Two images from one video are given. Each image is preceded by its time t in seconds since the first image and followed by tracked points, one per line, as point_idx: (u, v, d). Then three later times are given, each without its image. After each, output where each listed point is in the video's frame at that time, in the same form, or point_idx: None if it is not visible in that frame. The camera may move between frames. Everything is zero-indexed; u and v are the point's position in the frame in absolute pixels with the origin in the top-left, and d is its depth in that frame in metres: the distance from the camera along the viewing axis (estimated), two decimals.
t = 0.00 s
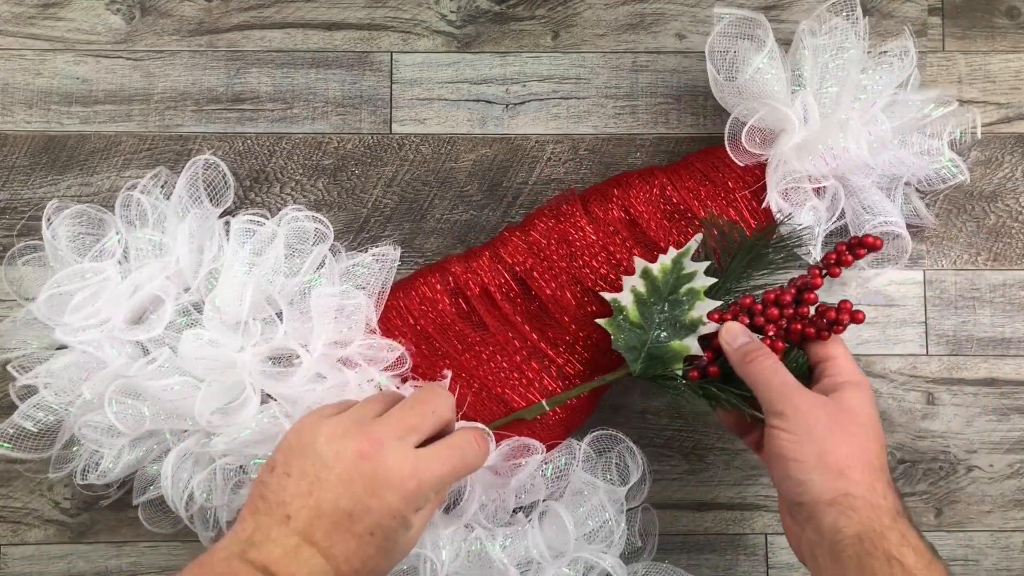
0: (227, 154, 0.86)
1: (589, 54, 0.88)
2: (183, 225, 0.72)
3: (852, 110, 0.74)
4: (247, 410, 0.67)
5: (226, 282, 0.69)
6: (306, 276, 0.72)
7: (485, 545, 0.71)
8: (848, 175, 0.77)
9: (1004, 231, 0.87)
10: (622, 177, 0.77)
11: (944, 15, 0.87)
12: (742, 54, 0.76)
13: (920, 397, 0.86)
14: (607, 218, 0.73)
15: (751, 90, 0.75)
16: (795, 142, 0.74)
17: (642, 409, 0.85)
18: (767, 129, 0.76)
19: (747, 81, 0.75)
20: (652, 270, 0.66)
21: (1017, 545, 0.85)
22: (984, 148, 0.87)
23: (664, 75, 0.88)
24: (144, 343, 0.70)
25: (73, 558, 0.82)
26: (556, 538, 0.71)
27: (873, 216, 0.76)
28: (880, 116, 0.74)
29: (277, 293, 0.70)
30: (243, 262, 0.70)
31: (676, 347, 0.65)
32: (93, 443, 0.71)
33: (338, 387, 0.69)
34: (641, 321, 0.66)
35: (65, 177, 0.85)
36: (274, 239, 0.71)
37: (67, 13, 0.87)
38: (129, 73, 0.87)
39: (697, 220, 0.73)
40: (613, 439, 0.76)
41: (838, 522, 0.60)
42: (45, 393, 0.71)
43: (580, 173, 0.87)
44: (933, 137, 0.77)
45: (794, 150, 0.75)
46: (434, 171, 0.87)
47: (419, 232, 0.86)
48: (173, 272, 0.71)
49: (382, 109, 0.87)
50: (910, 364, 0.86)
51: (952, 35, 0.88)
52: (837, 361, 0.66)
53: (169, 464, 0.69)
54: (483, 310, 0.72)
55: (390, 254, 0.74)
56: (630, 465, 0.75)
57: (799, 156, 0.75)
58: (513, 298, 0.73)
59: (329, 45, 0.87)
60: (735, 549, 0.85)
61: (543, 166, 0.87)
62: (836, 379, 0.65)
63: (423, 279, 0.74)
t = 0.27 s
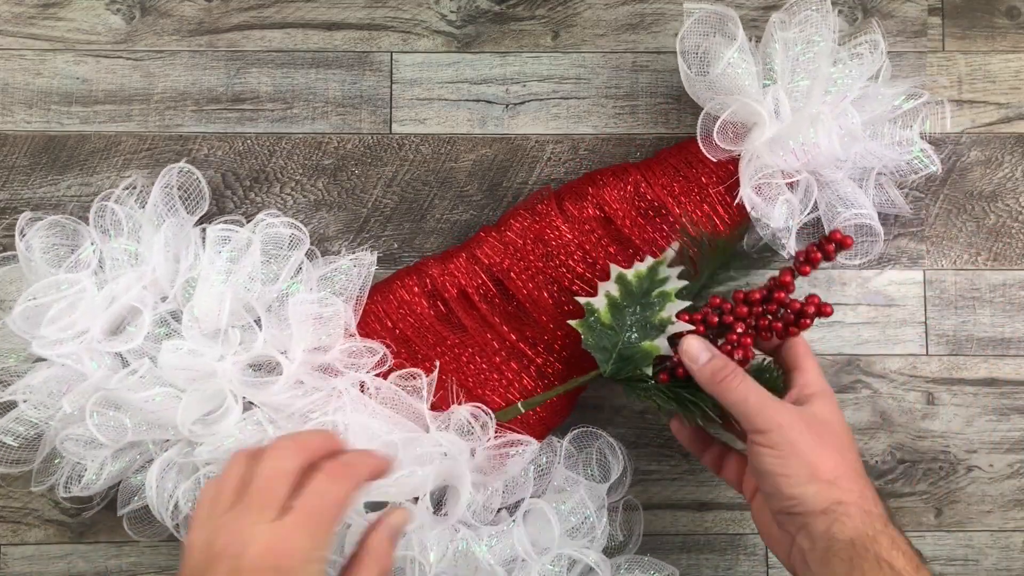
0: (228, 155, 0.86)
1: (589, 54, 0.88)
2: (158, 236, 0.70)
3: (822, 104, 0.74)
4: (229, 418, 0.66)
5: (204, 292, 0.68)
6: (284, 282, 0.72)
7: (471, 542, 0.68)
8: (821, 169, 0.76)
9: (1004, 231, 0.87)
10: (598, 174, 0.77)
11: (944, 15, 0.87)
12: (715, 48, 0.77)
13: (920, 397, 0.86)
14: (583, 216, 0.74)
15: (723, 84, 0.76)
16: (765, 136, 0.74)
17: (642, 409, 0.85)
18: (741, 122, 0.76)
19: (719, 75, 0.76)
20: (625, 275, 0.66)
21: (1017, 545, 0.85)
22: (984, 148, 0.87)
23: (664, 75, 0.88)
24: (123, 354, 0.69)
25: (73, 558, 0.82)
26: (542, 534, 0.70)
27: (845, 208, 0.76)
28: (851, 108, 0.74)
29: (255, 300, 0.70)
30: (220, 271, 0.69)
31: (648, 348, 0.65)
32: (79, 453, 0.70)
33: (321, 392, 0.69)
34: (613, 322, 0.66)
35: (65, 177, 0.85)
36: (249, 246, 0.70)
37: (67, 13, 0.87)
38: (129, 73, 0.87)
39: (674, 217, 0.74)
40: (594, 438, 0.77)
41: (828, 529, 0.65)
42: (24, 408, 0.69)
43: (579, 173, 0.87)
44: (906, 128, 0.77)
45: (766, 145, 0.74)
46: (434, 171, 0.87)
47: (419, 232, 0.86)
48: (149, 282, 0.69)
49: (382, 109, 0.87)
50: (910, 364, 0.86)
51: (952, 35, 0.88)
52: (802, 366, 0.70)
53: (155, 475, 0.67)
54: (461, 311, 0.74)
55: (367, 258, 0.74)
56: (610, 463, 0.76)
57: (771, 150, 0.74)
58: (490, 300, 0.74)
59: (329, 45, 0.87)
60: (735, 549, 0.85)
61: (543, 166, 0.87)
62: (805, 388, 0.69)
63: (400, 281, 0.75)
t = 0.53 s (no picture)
0: (228, 155, 0.86)
1: (589, 54, 0.88)
2: (146, 236, 0.70)
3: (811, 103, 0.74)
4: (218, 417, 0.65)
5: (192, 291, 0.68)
6: (272, 283, 0.71)
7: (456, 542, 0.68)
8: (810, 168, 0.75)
9: (1004, 231, 0.87)
10: (587, 174, 0.78)
11: (944, 15, 0.87)
12: (703, 48, 0.77)
13: (920, 398, 0.86)
14: (572, 216, 0.75)
15: (711, 84, 0.75)
16: (754, 136, 0.74)
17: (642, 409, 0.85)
18: (728, 122, 0.76)
19: (707, 75, 0.75)
20: (586, 287, 0.66)
21: (1017, 544, 0.85)
22: (984, 148, 0.87)
23: (664, 75, 0.88)
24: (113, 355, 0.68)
25: (73, 558, 0.82)
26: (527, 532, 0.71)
27: (833, 208, 0.76)
28: (839, 107, 0.73)
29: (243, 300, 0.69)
30: (208, 271, 0.69)
31: (601, 364, 0.66)
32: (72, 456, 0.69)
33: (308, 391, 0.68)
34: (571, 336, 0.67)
35: (65, 177, 0.85)
36: (237, 246, 0.70)
37: (67, 13, 0.87)
38: (129, 73, 0.87)
39: (662, 218, 0.75)
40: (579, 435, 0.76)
41: (762, 524, 0.63)
42: (13, 408, 0.69)
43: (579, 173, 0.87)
44: (894, 129, 0.76)
45: (754, 144, 0.74)
46: (434, 171, 0.87)
47: (419, 232, 0.86)
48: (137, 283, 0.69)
49: (382, 109, 0.87)
50: (910, 364, 0.86)
51: (952, 35, 0.88)
52: (729, 381, 0.72)
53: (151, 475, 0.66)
54: (449, 311, 0.74)
55: (355, 257, 0.74)
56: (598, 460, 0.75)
57: (758, 150, 0.74)
58: (478, 299, 0.75)
59: (329, 45, 0.87)
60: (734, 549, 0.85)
61: (543, 166, 0.87)
62: (735, 396, 0.71)
63: (390, 281, 0.75)
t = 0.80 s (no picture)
0: (228, 155, 0.86)
1: (589, 54, 0.88)
2: (149, 233, 0.70)
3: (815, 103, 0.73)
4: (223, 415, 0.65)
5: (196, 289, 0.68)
6: (275, 281, 0.71)
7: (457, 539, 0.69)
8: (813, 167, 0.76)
9: (1004, 231, 0.87)
10: (589, 171, 0.78)
11: (944, 15, 0.87)
12: (705, 45, 0.76)
13: (920, 398, 0.86)
14: (575, 215, 0.75)
15: (714, 83, 0.75)
16: (757, 136, 0.73)
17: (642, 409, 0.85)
18: (730, 120, 0.75)
19: (709, 74, 0.74)
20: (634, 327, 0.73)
21: (1017, 545, 0.85)
22: (984, 148, 0.87)
23: (664, 75, 0.88)
24: (116, 352, 0.69)
25: (73, 558, 0.82)
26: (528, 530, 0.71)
27: (836, 207, 0.76)
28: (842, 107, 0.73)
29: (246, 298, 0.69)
30: (212, 269, 0.69)
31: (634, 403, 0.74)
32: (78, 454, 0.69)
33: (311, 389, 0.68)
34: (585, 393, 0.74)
35: (65, 177, 0.85)
36: (241, 244, 0.70)
37: (67, 13, 0.87)
38: (129, 73, 0.87)
39: (663, 217, 0.75)
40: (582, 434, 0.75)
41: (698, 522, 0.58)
42: (15, 405, 0.69)
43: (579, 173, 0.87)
44: (898, 128, 0.76)
45: (757, 143, 0.74)
46: (434, 171, 0.87)
47: (419, 232, 0.86)
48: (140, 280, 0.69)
49: (382, 109, 0.87)
50: (910, 364, 0.86)
51: (952, 35, 0.88)
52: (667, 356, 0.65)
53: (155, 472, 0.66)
54: (452, 308, 0.74)
55: (359, 256, 0.74)
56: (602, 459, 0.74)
57: (762, 149, 0.74)
58: (481, 297, 0.75)
59: (329, 45, 0.87)
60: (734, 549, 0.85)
61: (543, 166, 0.87)
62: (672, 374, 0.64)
63: (391, 279, 0.75)
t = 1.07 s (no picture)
0: (228, 155, 0.86)
1: (589, 54, 0.88)
2: (144, 238, 0.70)
3: (811, 108, 0.74)
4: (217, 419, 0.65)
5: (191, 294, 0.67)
6: (271, 286, 0.72)
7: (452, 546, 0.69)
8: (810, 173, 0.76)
9: (1004, 231, 0.87)
10: (586, 176, 0.78)
11: (944, 15, 0.87)
12: (703, 51, 0.76)
13: (920, 398, 0.86)
14: (571, 220, 0.75)
15: (712, 89, 0.75)
16: (754, 141, 0.74)
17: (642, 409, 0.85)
18: (728, 125, 0.75)
19: (707, 80, 0.75)
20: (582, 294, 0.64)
21: (1017, 544, 0.85)
22: (984, 148, 0.87)
23: (664, 75, 0.88)
24: (111, 356, 0.69)
25: (73, 558, 0.82)
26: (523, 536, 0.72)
27: (834, 213, 0.77)
28: (838, 113, 0.74)
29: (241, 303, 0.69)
30: (208, 274, 0.69)
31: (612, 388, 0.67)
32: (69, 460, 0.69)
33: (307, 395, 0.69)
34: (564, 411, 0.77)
35: (65, 177, 0.85)
36: (236, 249, 0.70)
37: (67, 13, 0.87)
38: (129, 73, 0.87)
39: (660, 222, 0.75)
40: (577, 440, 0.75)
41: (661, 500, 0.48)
42: (10, 409, 0.69)
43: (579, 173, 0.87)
44: (894, 133, 0.77)
45: (754, 149, 0.75)
46: (434, 171, 0.87)
47: (419, 232, 0.86)
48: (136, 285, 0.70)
49: (382, 109, 0.87)
50: (910, 364, 0.86)
51: (952, 35, 0.88)
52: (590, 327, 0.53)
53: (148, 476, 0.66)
54: (448, 314, 0.74)
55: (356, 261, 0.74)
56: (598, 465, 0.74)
57: (759, 154, 0.75)
58: (477, 302, 0.75)
59: (329, 45, 0.87)
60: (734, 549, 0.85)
61: (543, 166, 0.87)
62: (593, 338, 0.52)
63: (388, 284, 0.75)
